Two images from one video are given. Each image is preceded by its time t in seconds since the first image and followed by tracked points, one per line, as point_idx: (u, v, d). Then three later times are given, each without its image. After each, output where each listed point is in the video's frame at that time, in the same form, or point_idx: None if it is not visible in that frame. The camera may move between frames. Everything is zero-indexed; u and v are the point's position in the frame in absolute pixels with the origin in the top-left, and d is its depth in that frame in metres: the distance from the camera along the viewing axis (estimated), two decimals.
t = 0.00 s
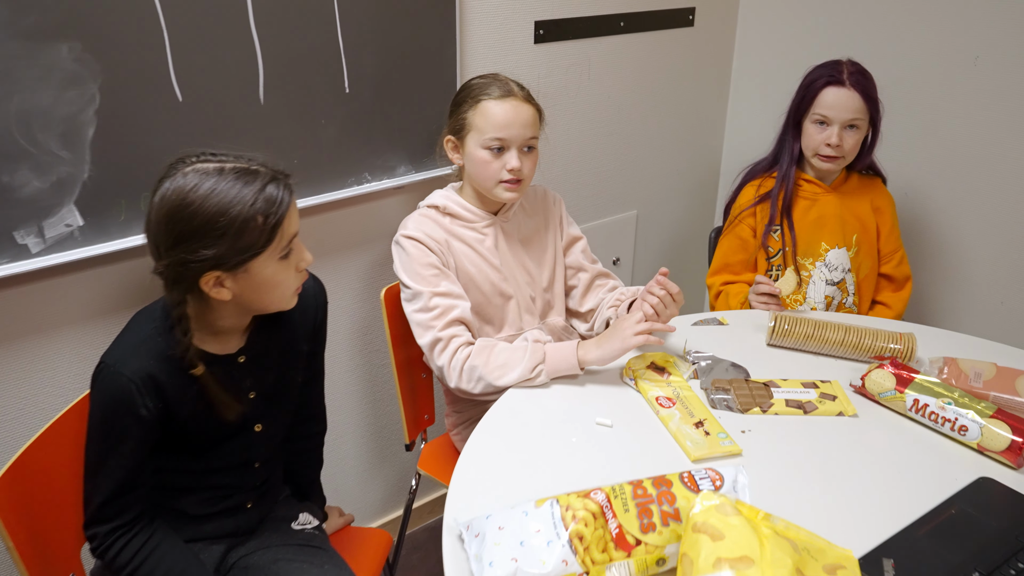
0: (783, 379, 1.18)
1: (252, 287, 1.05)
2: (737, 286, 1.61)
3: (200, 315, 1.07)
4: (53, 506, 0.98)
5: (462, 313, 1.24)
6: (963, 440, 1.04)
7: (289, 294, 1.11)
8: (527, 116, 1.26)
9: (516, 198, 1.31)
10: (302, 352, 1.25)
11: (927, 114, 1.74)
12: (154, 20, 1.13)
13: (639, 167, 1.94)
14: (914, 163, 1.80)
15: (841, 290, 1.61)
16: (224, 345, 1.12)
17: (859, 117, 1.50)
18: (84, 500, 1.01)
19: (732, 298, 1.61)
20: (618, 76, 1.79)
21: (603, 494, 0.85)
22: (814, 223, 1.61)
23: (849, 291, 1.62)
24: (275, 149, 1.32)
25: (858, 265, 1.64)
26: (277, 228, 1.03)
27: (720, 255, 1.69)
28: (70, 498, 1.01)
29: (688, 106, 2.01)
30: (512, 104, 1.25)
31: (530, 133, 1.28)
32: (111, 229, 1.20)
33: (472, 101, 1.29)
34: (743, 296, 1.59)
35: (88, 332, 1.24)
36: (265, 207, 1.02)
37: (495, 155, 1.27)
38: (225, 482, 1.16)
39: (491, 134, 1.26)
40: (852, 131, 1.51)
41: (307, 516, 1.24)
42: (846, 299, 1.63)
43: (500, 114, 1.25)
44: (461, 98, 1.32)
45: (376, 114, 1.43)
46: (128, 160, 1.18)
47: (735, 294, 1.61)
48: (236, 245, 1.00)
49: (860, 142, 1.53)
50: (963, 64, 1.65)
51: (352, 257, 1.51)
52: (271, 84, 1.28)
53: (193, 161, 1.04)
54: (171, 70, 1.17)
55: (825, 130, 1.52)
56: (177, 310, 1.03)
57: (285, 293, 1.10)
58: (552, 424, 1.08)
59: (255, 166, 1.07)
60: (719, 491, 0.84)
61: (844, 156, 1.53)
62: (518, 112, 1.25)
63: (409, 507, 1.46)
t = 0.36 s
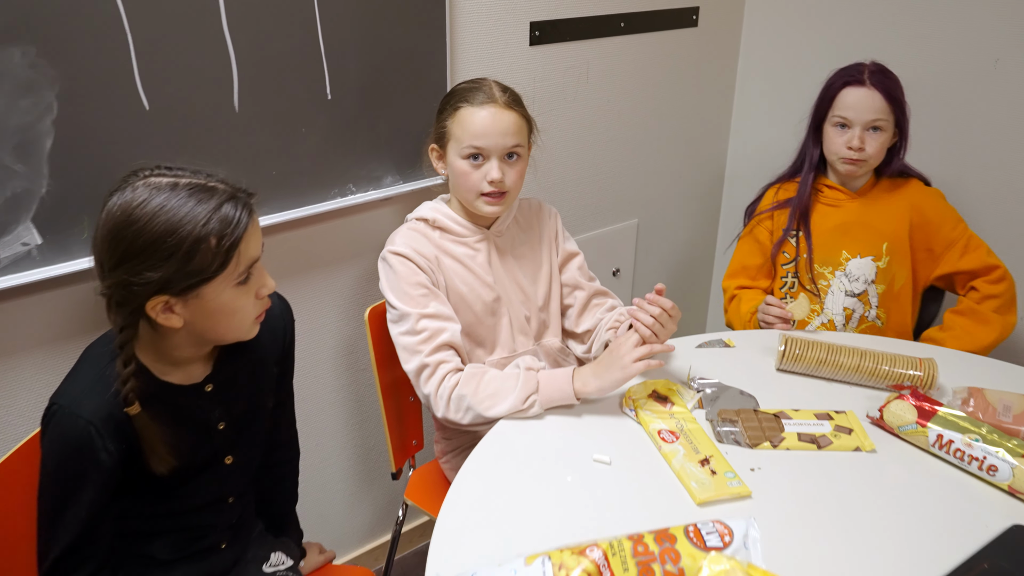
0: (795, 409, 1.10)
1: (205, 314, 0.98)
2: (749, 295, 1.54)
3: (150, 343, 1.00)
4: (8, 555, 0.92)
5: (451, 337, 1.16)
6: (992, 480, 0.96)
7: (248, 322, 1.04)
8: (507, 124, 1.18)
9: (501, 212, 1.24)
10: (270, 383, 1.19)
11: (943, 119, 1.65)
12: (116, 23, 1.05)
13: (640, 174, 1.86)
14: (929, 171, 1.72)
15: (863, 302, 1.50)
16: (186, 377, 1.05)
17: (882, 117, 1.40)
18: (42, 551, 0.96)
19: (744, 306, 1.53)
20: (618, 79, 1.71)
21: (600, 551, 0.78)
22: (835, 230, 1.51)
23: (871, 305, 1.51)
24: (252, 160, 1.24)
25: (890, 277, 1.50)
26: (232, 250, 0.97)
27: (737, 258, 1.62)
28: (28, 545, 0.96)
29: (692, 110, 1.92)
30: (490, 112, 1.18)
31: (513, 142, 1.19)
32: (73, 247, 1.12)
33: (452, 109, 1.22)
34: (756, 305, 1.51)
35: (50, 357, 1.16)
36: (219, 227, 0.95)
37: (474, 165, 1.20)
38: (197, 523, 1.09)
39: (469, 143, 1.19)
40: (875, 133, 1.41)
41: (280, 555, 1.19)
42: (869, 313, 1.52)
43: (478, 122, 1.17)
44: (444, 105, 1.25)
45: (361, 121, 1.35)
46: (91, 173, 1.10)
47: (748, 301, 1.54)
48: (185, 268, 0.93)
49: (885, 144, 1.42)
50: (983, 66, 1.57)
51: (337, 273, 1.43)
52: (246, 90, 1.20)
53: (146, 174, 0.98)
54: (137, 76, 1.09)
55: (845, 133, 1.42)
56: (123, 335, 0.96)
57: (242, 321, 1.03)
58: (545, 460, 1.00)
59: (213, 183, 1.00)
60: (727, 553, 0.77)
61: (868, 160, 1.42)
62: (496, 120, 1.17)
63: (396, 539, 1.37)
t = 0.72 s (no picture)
0: (809, 441, 1.03)
1: (182, 331, 0.91)
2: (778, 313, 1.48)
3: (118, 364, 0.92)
4: None
5: (442, 362, 1.08)
6: None
7: (227, 339, 0.96)
8: (508, 134, 1.11)
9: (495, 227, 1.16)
10: (252, 412, 1.11)
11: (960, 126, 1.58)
12: (80, 27, 0.98)
13: (642, 183, 1.78)
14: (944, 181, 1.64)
15: (886, 323, 1.41)
16: (160, 401, 0.97)
17: (909, 128, 1.33)
18: None
19: (774, 323, 1.48)
20: (619, 84, 1.63)
21: None
22: (862, 246, 1.43)
23: (895, 328, 1.40)
24: (230, 172, 1.17)
25: (919, 300, 1.39)
26: (210, 259, 0.89)
27: (766, 273, 1.56)
28: None
29: (696, 116, 1.85)
30: (490, 120, 1.11)
31: (513, 154, 1.13)
32: (37, 266, 1.04)
33: (448, 115, 1.15)
34: (785, 323, 1.46)
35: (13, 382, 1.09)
36: (194, 235, 0.88)
37: (470, 177, 1.13)
38: (163, 562, 1.02)
39: (466, 153, 1.12)
40: (902, 145, 1.34)
41: None
42: (893, 336, 1.41)
43: (475, 133, 1.10)
44: (438, 112, 1.18)
45: (348, 130, 1.27)
46: (54, 188, 1.02)
47: (777, 318, 1.48)
48: (159, 280, 0.86)
49: (915, 158, 1.35)
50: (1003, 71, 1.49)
51: (323, 290, 1.36)
52: (223, 99, 1.12)
53: (110, 183, 0.90)
54: (103, 84, 1.02)
55: (871, 145, 1.36)
56: (91, 358, 0.88)
57: (220, 337, 0.95)
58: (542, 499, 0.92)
59: (183, 188, 0.93)
60: None
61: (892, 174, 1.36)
62: (496, 130, 1.11)
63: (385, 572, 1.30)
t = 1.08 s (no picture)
0: (816, 469, 0.96)
1: (161, 338, 0.84)
2: (785, 327, 1.43)
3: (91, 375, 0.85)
4: None
5: (427, 381, 1.01)
6: None
7: (207, 349, 0.90)
8: (504, 144, 1.06)
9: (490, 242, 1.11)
10: (231, 425, 1.04)
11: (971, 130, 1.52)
12: (38, 25, 0.91)
13: (640, 188, 1.72)
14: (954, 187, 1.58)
15: (896, 341, 1.34)
16: (134, 413, 0.91)
17: (929, 138, 1.26)
18: None
19: (780, 336, 1.43)
20: (616, 86, 1.57)
21: None
22: (874, 259, 1.37)
23: (906, 345, 1.34)
24: (204, 179, 1.10)
25: (933, 319, 1.32)
26: (193, 262, 0.83)
27: (778, 284, 1.51)
28: None
29: (697, 118, 1.78)
30: (485, 130, 1.05)
31: (511, 163, 1.08)
32: None
33: (438, 125, 1.08)
34: (791, 337, 1.40)
35: None
36: (177, 238, 0.81)
37: (464, 191, 1.07)
38: None
39: (460, 167, 1.06)
40: (920, 155, 1.27)
41: None
42: (904, 355, 1.35)
43: (470, 144, 1.04)
44: (425, 120, 1.11)
45: (330, 135, 1.21)
46: (11, 196, 0.95)
47: (784, 331, 1.43)
48: (141, 283, 0.79)
49: (936, 168, 1.28)
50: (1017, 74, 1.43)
51: (305, 302, 1.29)
52: (196, 102, 1.06)
53: (87, 183, 0.83)
54: (65, 86, 0.95)
55: (888, 155, 1.30)
56: (68, 368, 0.81)
57: (201, 345, 0.88)
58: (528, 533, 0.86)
59: (165, 189, 0.86)
60: None
61: (913, 184, 1.29)
62: (491, 139, 1.05)
63: None
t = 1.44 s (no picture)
0: (819, 496, 0.91)
1: (114, 355, 0.78)
2: (791, 340, 1.38)
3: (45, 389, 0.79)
4: None
5: (408, 399, 0.97)
6: None
7: (169, 370, 0.83)
8: (492, 156, 1.01)
9: (474, 254, 1.07)
10: (209, 443, 0.99)
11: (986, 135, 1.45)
12: None
13: (642, 193, 1.66)
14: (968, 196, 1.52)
15: (907, 358, 1.28)
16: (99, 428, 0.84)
17: (941, 146, 1.20)
18: None
19: (786, 350, 1.37)
20: (617, 88, 1.52)
21: None
22: (885, 271, 1.31)
23: (918, 362, 1.28)
24: (180, 187, 1.06)
25: (946, 335, 1.26)
26: (153, 276, 0.77)
27: (783, 295, 1.45)
28: None
29: (701, 122, 1.72)
30: (472, 141, 1.00)
31: (497, 175, 1.02)
32: None
33: (420, 134, 1.03)
34: (797, 351, 1.35)
35: None
36: (137, 249, 0.75)
37: (451, 205, 1.02)
38: None
39: (446, 179, 1.01)
40: (933, 164, 1.21)
41: None
42: (915, 372, 1.29)
43: (456, 155, 1.00)
44: (407, 129, 1.06)
45: (314, 140, 1.16)
46: None
47: (790, 345, 1.37)
48: (90, 293, 0.73)
49: (949, 179, 1.22)
50: None
51: (290, 312, 1.24)
52: (171, 106, 1.01)
53: (59, 185, 0.79)
54: (30, 91, 0.90)
55: (899, 164, 1.24)
56: (20, 375, 0.75)
57: (162, 366, 0.82)
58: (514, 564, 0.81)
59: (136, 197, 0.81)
60: None
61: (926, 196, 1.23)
62: (479, 151, 1.00)
63: None
